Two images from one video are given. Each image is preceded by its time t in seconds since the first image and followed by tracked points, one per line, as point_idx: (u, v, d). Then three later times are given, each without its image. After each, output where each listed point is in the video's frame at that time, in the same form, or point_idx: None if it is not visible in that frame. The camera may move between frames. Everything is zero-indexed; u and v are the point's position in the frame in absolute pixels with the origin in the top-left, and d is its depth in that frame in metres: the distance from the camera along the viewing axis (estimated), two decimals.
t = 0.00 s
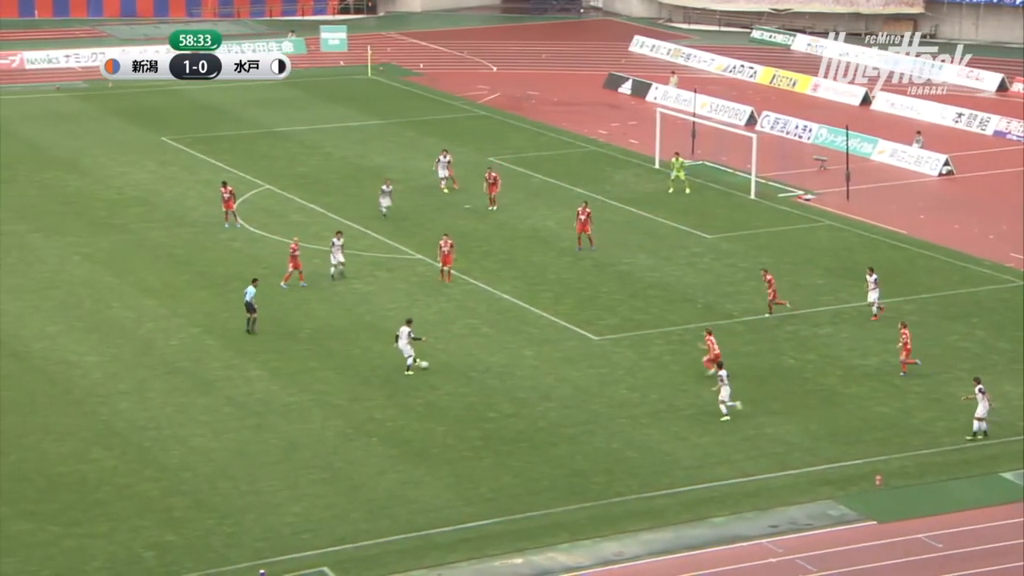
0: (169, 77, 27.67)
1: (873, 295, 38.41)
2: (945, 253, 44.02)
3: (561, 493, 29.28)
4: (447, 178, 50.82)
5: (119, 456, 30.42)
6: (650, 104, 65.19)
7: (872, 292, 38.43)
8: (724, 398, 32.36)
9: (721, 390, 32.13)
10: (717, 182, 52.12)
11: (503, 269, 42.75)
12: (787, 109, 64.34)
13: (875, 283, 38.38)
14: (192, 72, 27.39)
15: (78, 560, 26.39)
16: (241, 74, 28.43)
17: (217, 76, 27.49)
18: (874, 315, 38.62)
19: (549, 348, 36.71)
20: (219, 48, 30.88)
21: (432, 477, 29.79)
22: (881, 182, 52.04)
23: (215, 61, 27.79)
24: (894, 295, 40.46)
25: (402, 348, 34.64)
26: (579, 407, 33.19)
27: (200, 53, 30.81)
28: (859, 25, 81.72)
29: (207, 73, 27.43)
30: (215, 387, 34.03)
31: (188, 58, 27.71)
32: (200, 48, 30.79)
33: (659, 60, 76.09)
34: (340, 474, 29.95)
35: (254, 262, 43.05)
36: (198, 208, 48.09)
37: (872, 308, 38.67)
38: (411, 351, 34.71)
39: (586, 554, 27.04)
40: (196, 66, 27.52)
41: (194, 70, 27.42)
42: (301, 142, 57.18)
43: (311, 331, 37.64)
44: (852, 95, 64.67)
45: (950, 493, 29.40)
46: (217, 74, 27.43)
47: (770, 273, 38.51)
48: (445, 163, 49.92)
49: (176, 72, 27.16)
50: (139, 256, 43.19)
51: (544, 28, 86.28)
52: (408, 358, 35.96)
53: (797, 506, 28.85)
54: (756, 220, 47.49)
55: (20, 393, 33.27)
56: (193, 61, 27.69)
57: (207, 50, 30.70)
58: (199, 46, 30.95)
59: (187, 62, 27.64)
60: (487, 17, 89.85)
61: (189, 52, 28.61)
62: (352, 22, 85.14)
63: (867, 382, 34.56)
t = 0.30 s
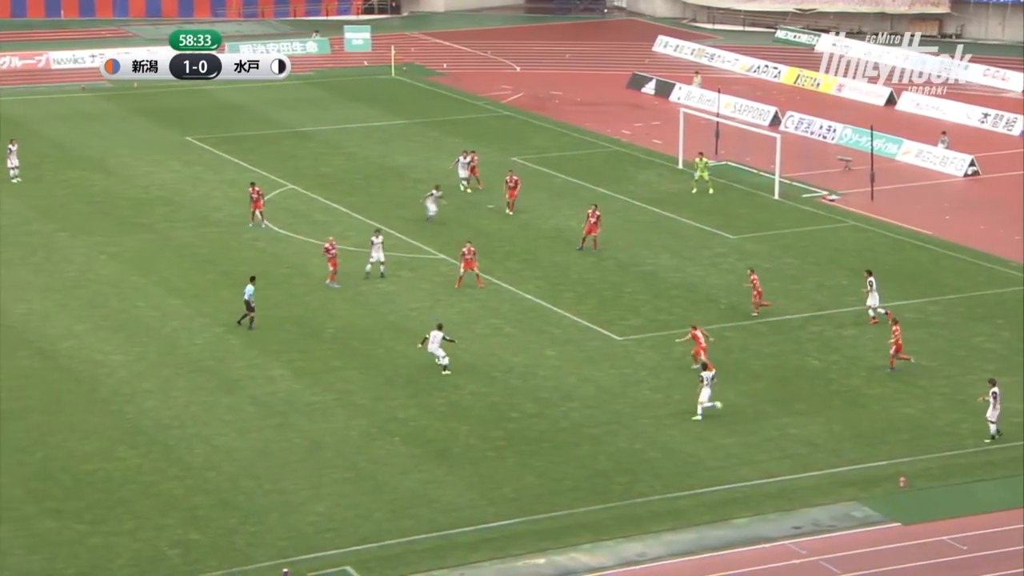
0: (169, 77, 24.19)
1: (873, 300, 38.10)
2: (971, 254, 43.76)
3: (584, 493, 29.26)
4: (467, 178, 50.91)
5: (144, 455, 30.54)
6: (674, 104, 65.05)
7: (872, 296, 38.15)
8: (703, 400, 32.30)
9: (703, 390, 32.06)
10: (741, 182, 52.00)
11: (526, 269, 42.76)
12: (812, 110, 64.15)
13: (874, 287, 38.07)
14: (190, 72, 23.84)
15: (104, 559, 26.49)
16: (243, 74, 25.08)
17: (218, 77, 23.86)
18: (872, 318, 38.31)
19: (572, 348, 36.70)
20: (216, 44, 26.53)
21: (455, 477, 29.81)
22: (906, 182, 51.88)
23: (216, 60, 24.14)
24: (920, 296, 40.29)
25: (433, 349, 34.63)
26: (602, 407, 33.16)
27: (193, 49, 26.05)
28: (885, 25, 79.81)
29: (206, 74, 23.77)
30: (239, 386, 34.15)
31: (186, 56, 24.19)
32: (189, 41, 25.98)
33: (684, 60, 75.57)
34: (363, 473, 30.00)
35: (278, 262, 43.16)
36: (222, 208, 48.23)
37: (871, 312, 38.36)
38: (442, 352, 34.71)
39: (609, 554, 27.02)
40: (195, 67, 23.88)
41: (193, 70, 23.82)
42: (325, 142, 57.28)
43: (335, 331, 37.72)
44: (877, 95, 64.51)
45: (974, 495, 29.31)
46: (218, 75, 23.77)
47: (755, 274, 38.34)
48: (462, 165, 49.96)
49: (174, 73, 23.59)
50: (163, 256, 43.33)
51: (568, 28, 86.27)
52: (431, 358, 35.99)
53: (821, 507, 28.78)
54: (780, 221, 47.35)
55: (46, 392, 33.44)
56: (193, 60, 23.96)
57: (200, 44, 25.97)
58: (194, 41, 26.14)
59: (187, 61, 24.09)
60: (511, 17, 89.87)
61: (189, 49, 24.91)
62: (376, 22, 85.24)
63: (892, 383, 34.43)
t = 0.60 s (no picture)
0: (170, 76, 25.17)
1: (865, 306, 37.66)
2: (996, 256, 43.52)
3: (606, 494, 29.24)
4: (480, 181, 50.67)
5: (167, 454, 30.66)
6: (697, 105, 64.89)
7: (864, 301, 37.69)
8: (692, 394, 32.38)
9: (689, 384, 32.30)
10: (765, 183, 51.86)
11: (548, 270, 42.73)
12: (836, 111, 63.92)
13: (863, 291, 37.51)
14: (191, 72, 24.86)
15: (128, 558, 26.60)
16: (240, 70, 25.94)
17: (218, 76, 24.87)
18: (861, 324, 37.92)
19: (594, 349, 36.67)
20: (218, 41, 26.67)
21: (477, 477, 29.83)
22: (930, 183, 51.70)
23: (216, 60, 25.08)
24: (944, 298, 40.13)
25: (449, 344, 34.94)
26: (624, 408, 33.13)
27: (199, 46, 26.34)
28: (909, 25, 81.06)
29: (206, 73, 24.80)
30: (262, 385, 34.25)
31: (186, 55, 25.13)
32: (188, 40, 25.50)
33: (707, 61, 74.70)
34: (385, 473, 30.05)
35: (301, 262, 43.25)
36: (246, 208, 48.38)
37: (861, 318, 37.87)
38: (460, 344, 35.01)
39: (631, 555, 27.01)
40: (196, 67, 24.93)
41: (194, 70, 24.86)
42: (348, 142, 57.39)
43: (357, 331, 37.78)
44: (902, 96, 63.93)
45: (999, 497, 29.19)
46: (217, 74, 24.79)
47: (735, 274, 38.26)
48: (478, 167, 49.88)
49: (174, 72, 24.55)
50: (187, 256, 43.47)
51: (590, 28, 86.32)
52: (453, 358, 36.03)
53: (843, 509, 28.71)
54: (803, 222, 47.21)
55: (71, 391, 33.58)
56: (193, 60, 25.00)
57: (199, 43, 25.58)
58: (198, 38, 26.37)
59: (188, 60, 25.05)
60: (534, 17, 89.95)
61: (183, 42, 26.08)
62: (400, 22, 85.38)
63: (916, 385, 34.31)
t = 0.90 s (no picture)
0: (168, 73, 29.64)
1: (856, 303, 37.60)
2: None
3: (630, 496, 29.13)
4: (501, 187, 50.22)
5: (191, 455, 30.70)
6: (722, 106, 64.64)
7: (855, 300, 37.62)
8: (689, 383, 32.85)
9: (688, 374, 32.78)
10: (790, 185, 51.64)
11: (572, 272, 42.63)
12: (862, 113, 63.57)
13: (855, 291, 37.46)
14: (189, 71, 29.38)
15: (152, 557, 26.63)
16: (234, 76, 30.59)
17: (216, 75, 29.55)
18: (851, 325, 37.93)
19: (618, 351, 36.56)
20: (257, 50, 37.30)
21: (500, 479, 29.77)
22: (957, 184, 51.42)
23: (215, 61, 29.78)
24: (970, 300, 39.89)
25: (463, 338, 35.22)
26: (648, 411, 33.01)
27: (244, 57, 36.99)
28: (936, 26, 81.36)
29: (207, 73, 29.40)
30: (285, 386, 34.28)
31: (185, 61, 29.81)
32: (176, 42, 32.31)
33: (733, 62, 74.19)
34: (408, 474, 30.02)
35: (326, 262, 43.28)
36: (270, 209, 48.48)
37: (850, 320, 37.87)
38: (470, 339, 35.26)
39: (655, 558, 26.90)
40: (196, 66, 29.52)
41: (194, 69, 29.38)
42: (372, 143, 57.45)
43: (381, 332, 37.75)
44: (928, 97, 63.73)
45: None
46: (217, 74, 29.50)
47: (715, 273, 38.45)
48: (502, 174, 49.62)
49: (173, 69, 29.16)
50: (211, 256, 43.57)
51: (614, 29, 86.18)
52: (477, 359, 35.98)
53: (869, 512, 28.53)
54: (827, 224, 47.00)
55: (96, 391, 33.66)
56: (193, 62, 29.63)
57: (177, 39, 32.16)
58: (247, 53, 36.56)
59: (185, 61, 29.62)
60: (559, 18, 89.90)
61: (190, 54, 30.74)
62: (424, 23, 85.47)
63: (942, 388, 34.07)
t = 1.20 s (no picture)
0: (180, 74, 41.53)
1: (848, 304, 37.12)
2: None
3: (654, 501, 28.71)
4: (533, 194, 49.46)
5: (212, 457, 30.41)
6: (748, 107, 64.11)
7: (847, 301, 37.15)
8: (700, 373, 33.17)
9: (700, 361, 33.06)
10: (817, 186, 51.11)
11: (596, 274, 42.24)
12: (890, 114, 62.94)
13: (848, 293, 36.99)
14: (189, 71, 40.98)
15: (171, 560, 26.37)
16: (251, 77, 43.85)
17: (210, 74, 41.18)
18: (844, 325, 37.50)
19: (642, 354, 36.14)
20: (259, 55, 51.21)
21: (523, 483, 29.39)
22: (986, 187, 50.81)
23: (211, 63, 41.26)
24: (999, 303, 39.33)
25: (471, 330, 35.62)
26: (672, 414, 32.59)
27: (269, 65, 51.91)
28: (966, 26, 80.60)
29: (205, 73, 41.08)
30: (307, 388, 33.98)
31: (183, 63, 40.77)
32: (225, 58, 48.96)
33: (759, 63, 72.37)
34: (429, 477, 29.67)
35: (347, 264, 43.01)
36: (291, 209, 48.28)
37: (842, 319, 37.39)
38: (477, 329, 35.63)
39: (679, 563, 26.48)
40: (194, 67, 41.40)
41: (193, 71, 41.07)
42: (394, 143, 57.24)
43: (403, 334, 37.42)
44: (959, 98, 63.12)
45: None
46: (211, 73, 41.11)
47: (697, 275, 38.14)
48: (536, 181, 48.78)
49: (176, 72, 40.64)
50: (232, 257, 43.36)
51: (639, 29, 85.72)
52: (500, 362, 35.61)
53: (897, 518, 28.03)
54: (853, 225, 46.48)
55: (117, 393, 33.43)
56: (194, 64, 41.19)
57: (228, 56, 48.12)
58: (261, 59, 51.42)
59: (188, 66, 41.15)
60: (583, 18, 89.45)
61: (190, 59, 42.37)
62: (447, 23, 85.24)
63: (971, 393, 33.53)
